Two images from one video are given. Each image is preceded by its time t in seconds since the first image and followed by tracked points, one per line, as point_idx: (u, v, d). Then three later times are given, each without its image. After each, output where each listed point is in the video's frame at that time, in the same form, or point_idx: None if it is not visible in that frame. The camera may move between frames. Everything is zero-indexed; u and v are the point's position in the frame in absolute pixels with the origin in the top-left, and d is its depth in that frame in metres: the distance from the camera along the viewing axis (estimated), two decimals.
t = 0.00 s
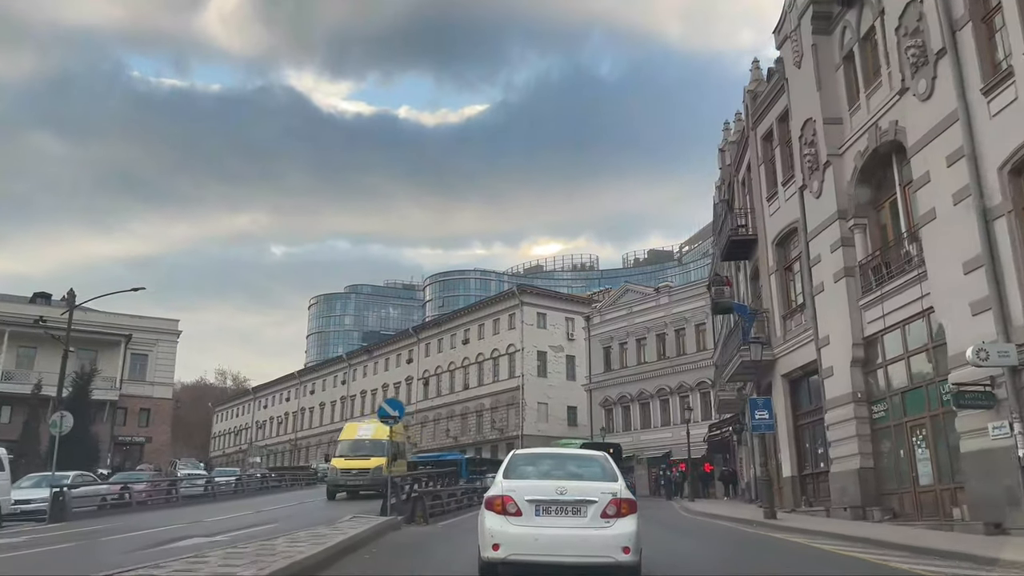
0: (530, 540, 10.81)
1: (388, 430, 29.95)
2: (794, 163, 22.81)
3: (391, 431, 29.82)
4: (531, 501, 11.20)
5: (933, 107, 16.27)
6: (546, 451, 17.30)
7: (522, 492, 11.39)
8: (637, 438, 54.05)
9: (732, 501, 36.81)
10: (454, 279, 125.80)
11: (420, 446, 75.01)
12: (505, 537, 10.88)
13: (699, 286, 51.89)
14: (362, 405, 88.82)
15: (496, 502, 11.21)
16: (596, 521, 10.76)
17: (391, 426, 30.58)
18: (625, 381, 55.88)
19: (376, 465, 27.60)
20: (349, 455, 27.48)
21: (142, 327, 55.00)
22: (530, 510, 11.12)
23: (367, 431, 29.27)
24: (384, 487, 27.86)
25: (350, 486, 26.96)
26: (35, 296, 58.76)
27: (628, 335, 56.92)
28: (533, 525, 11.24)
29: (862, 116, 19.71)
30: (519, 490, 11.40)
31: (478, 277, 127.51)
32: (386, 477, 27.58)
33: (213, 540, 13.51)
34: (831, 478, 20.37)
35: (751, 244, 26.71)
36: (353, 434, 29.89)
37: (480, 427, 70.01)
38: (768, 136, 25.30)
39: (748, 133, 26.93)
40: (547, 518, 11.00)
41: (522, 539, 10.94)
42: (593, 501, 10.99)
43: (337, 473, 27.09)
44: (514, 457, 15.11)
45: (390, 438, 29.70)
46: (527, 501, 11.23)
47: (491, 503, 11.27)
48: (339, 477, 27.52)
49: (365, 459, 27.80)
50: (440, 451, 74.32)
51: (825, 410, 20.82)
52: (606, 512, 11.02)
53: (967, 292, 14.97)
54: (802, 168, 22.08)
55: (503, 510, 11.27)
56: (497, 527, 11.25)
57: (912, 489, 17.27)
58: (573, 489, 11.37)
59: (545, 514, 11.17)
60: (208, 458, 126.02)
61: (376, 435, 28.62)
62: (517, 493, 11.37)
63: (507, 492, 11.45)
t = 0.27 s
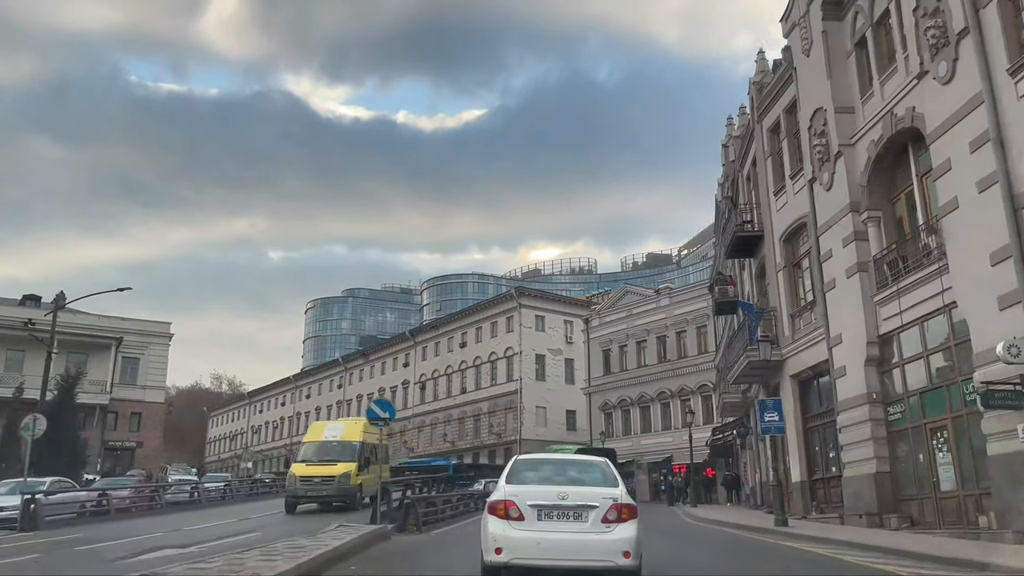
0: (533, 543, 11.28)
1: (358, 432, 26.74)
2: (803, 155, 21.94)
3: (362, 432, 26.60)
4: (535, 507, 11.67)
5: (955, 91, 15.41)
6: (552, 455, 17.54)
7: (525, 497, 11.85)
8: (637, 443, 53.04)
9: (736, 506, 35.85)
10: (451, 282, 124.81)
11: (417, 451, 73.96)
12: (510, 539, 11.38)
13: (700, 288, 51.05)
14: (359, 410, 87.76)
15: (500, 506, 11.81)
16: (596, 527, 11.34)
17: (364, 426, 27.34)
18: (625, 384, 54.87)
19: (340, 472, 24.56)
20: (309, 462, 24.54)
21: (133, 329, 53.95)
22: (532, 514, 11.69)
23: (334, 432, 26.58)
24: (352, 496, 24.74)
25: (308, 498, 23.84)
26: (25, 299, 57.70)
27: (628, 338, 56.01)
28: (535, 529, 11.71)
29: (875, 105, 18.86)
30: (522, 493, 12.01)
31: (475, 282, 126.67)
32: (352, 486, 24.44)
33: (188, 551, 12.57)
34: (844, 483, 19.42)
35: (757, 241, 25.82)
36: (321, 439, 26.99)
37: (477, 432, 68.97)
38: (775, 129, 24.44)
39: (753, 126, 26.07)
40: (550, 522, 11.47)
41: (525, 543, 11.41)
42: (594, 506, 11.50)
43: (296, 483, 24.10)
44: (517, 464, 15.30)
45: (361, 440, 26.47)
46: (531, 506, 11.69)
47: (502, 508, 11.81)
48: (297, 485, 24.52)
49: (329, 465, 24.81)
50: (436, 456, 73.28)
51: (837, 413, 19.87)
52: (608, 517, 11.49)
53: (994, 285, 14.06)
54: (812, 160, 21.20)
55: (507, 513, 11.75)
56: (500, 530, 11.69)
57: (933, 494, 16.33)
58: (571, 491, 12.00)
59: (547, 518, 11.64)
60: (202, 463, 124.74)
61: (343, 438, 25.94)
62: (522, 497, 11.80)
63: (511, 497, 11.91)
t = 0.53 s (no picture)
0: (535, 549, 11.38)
1: (317, 427, 20.49)
2: (814, 144, 21.01)
3: (323, 427, 20.43)
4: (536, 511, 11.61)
5: (981, 70, 14.50)
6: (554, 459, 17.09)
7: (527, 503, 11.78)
8: (637, 446, 52.06)
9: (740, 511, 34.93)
10: (449, 285, 123.81)
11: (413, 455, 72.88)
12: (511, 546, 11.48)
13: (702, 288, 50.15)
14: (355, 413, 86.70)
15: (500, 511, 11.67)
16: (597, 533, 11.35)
17: (324, 419, 21.06)
18: (625, 386, 53.89)
19: (287, 479, 18.25)
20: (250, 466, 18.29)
21: (124, 330, 52.94)
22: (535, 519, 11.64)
23: (289, 428, 20.18)
24: (306, 509, 18.51)
25: (246, 514, 17.65)
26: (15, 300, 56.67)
27: (628, 339, 55.05)
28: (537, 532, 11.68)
29: (891, 89, 17.95)
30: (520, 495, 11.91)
31: (473, 285, 125.77)
32: (304, 498, 18.28)
33: (160, 561, 11.61)
34: (859, 486, 18.47)
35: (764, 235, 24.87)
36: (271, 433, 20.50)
37: (475, 435, 67.93)
38: (783, 119, 23.53)
39: (760, 117, 25.14)
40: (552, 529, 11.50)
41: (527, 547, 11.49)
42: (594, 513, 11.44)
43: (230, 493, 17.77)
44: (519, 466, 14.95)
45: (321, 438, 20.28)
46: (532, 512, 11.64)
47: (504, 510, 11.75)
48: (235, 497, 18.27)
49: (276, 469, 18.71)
50: (434, 460, 72.24)
51: (852, 413, 18.91)
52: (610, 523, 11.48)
53: None
54: (824, 149, 20.27)
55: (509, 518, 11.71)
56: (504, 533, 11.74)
57: (957, 499, 15.36)
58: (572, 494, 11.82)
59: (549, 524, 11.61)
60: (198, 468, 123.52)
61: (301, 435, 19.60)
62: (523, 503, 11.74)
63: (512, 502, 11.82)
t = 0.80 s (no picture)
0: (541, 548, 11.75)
1: (248, 418, 15.90)
2: (827, 128, 19.99)
3: (255, 418, 15.81)
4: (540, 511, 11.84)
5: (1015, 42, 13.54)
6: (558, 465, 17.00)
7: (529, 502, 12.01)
8: (638, 448, 51.04)
9: (744, 515, 33.93)
10: (446, 286, 122.75)
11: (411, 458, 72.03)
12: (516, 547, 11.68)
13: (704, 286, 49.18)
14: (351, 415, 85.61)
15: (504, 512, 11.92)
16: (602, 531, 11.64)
17: (260, 408, 16.43)
18: (626, 387, 52.88)
19: (202, 485, 13.81)
20: (151, 469, 13.91)
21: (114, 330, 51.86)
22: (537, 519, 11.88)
23: (209, 421, 15.56)
24: (228, 523, 14.04)
25: (142, 530, 13.35)
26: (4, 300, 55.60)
27: (628, 339, 53.98)
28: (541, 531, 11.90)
29: (911, 68, 16.95)
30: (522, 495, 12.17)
31: (470, 286, 124.68)
32: (220, 508, 13.80)
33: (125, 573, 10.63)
34: (877, 489, 17.49)
35: (773, 227, 23.84)
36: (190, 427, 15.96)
37: (472, 438, 66.84)
38: (794, 103, 22.51)
39: (769, 103, 24.11)
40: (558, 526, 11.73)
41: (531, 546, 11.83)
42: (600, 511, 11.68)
43: (126, 505, 13.59)
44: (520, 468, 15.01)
45: (252, 430, 15.71)
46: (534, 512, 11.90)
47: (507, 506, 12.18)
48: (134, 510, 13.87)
49: (188, 473, 14.21)
50: (430, 463, 71.13)
51: (869, 412, 17.91)
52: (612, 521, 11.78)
53: None
54: (838, 134, 19.27)
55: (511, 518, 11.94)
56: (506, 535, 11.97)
57: (987, 504, 14.36)
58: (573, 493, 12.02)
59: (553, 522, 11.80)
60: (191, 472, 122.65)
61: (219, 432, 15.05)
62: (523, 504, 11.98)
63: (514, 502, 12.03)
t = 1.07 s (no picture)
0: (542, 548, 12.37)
1: (123, 402, 12.20)
2: (841, 109, 18.98)
3: (132, 402, 12.13)
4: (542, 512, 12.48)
5: None
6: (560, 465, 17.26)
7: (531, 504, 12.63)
8: (639, 449, 49.99)
9: (749, 517, 32.96)
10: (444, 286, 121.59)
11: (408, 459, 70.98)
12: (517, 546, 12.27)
13: (706, 283, 48.19)
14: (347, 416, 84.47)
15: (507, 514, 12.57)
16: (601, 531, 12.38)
17: (146, 389, 12.75)
18: (626, 386, 51.82)
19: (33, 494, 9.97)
20: None
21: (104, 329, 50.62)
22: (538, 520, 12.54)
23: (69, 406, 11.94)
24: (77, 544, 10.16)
25: None
26: None
27: (629, 338, 52.93)
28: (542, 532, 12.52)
29: (934, 42, 15.93)
30: (524, 498, 12.81)
31: (468, 286, 123.60)
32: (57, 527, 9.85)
33: None
34: (898, 490, 16.47)
35: (783, 216, 22.80)
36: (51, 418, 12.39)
37: (470, 439, 65.76)
38: (804, 86, 21.50)
39: (777, 87, 23.08)
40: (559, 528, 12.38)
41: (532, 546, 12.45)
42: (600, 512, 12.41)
43: None
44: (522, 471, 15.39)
45: (129, 417, 12.04)
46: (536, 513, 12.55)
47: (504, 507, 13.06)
48: None
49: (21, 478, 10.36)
50: (428, 464, 70.02)
51: (888, 408, 16.88)
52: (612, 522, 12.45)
53: None
54: (854, 115, 18.24)
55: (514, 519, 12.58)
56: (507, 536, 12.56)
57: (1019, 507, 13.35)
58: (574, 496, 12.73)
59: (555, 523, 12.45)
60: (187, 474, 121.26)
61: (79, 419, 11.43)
62: (527, 505, 12.62)
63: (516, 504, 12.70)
